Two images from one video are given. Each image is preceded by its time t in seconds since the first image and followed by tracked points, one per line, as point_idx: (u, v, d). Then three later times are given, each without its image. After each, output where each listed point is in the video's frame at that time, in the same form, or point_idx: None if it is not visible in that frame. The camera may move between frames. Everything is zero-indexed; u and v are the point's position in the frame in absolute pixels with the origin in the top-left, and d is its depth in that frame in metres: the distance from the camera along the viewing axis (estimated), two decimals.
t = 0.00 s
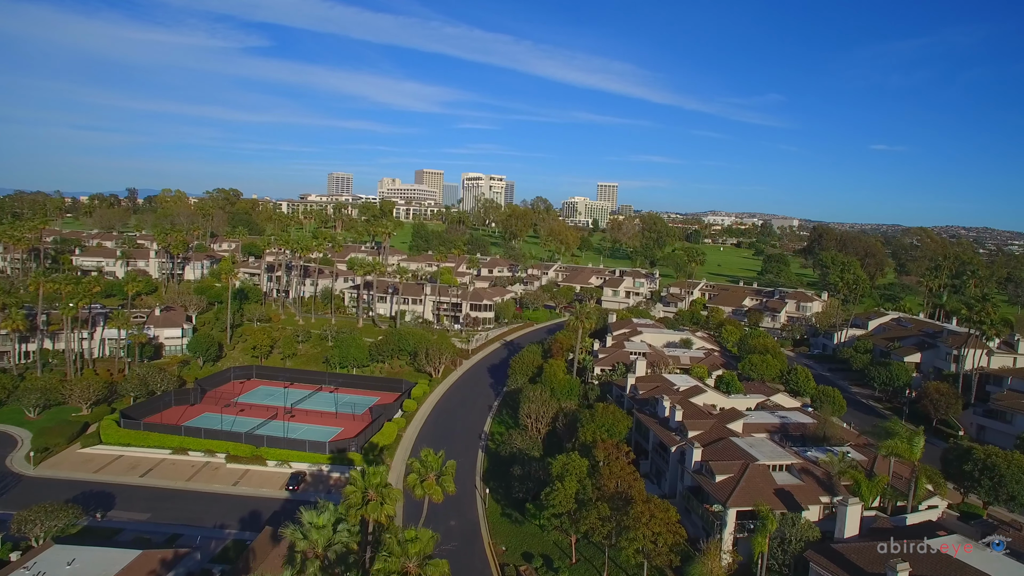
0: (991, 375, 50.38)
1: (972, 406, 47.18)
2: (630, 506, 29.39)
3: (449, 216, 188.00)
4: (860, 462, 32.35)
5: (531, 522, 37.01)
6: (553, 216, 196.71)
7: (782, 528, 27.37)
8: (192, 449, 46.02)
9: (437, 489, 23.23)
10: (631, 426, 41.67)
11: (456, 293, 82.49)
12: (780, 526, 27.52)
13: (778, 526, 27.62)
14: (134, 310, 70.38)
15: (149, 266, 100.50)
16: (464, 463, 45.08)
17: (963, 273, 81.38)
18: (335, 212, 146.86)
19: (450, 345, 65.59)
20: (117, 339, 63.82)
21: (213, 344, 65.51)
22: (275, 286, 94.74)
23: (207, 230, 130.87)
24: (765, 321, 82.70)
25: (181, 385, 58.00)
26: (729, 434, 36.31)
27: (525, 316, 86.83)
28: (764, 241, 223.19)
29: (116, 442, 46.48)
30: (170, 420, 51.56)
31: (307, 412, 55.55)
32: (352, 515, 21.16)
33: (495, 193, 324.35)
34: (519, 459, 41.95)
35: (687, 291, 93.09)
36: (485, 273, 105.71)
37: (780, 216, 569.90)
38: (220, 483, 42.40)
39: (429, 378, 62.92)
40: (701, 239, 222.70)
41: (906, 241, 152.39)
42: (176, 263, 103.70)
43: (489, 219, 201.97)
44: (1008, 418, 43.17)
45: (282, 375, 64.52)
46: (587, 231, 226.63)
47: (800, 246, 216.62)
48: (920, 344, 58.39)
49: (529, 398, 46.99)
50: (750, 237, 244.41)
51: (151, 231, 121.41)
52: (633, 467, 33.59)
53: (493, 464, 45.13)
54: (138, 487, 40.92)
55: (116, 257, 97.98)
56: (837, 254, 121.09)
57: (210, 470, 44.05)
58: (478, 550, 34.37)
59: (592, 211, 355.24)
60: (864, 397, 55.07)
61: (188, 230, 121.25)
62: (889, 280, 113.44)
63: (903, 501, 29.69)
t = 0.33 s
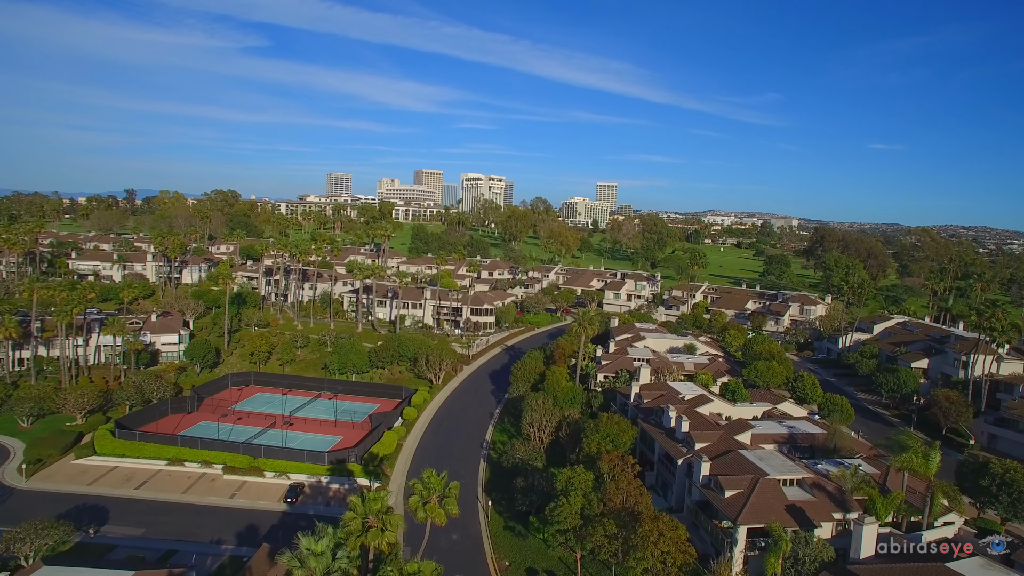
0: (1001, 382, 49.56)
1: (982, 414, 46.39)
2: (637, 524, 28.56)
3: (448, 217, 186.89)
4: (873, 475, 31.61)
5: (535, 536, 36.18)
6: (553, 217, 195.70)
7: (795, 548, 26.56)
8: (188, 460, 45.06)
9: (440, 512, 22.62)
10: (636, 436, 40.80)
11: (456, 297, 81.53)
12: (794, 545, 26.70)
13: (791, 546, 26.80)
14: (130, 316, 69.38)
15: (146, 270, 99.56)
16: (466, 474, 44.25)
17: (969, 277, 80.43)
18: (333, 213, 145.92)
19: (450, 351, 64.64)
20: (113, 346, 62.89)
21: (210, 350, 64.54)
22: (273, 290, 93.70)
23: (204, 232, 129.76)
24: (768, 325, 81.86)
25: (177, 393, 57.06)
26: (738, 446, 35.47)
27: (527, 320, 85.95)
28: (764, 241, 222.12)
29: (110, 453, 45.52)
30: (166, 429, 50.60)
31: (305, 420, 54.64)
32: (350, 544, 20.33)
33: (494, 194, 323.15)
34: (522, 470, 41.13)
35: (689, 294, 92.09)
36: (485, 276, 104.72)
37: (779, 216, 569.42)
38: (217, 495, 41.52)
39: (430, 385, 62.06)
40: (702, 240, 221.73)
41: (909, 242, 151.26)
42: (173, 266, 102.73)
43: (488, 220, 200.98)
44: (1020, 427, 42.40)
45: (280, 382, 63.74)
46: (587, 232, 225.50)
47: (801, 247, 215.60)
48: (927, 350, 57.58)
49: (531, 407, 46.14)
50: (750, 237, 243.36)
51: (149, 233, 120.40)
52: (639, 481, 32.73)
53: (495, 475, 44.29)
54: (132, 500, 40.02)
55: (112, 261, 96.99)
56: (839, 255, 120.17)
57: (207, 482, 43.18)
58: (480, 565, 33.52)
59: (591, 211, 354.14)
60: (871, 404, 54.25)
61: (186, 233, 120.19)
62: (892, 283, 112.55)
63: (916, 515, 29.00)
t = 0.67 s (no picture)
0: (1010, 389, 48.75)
1: (992, 423, 45.59)
2: (644, 542, 27.75)
3: (448, 218, 185.94)
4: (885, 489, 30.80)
5: (538, 551, 35.32)
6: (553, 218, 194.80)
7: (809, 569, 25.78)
8: (184, 471, 44.23)
9: (441, 536, 22.08)
10: (641, 447, 39.95)
11: (457, 302, 80.65)
12: (807, 566, 25.94)
13: (805, 566, 26.01)
14: (126, 322, 68.46)
15: (143, 274, 98.80)
16: (467, 486, 43.38)
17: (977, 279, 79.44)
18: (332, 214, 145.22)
19: (451, 357, 63.78)
20: (108, 353, 62.05)
21: (207, 356, 63.63)
22: (271, 294, 92.87)
23: (202, 235, 128.83)
24: (772, 328, 81.10)
25: (173, 401, 56.23)
26: (746, 459, 34.66)
27: (528, 324, 85.18)
28: (765, 240, 221.22)
29: (104, 464, 44.68)
30: (161, 439, 49.72)
31: (303, 429, 53.75)
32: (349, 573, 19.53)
33: (494, 194, 321.75)
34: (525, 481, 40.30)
35: (691, 297, 91.37)
36: (486, 279, 103.84)
37: (779, 216, 568.20)
38: (214, 507, 40.68)
39: (430, 392, 61.20)
40: (702, 240, 220.86)
41: (912, 242, 150.33)
42: (171, 270, 101.93)
43: (488, 221, 200.17)
44: None
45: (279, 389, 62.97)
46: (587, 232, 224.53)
47: (801, 247, 214.75)
48: (935, 355, 56.77)
49: (533, 416, 45.32)
50: (750, 237, 242.52)
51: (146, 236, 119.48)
52: (645, 496, 31.95)
53: (497, 485, 43.44)
54: (126, 514, 39.17)
55: (109, 265, 96.20)
56: (842, 257, 119.29)
57: (203, 494, 42.34)
58: None
59: (591, 211, 353.20)
60: (878, 410, 53.47)
61: (184, 236, 119.37)
62: (895, 285, 111.69)
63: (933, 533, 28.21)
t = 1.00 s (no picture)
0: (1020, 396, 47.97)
1: (1003, 431, 44.79)
2: (651, 560, 26.96)
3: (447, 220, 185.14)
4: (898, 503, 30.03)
5: (541, 565, 34.52)
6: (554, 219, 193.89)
7: None
8: (180, 482, 43.39)
9: (443, 562, 21.79)
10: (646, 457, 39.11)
11: (457, 306, 79.77)
12: None
13: None
14: (123, 328, 67.61)
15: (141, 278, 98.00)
16: (469, 496, 42.53)
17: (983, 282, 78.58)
18: (331, 215, 144.38)
19: (452, 363, 62.92)
20: (104, 360, 61.23)
21: (204, 363, 62.76)
22: (270, 298, 92.13)
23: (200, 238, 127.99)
24: (775, 332, 80.32)
25: (170, 409, 55.38)
26: (755, 472, 33.84)
27: (529, 328, 84.41)
28: (765, 240, 220.33)
29: (99, 475, 43.85)
30: (157, 449, 48.84)
31: (302, 438, 52.89)
32: None
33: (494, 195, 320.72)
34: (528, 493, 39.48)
35: (694, 300, 90.62)
36: (486, 281, 102.98)
37: (779, 216, 567.37)
38: (211, 520, 39.86)
39: (431, 398, 60.35)
40: (702, 240, 220.06)
41: (914, 243, 149.59)
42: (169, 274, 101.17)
43: (488, 222, 199.37)
44: None
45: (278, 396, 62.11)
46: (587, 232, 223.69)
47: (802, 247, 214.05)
48: (942, 360, 55.98)
49: (535, 424, 44.53)
50: (750, 237, 241.79)
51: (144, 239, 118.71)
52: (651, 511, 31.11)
53: (500, 496, 42.64)
54: (121, 527, 38.37)
55: (107, 269, 95.43)
56: (845, 259, 118.48)
57: (200, 506, 41.51)
58: None
59: (590, 212, 352.28)
60: (885, 417, 52.66)
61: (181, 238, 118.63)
62: (898, 287, 110.90)
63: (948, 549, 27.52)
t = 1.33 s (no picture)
0: None
1: (1013, 439, 43.97)
2: None
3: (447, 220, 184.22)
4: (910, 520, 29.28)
5: None
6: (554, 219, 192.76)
7: None
8: (176, 494, 42.54)
9: None
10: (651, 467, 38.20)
11: (458, 309, 78.88)
12: None
13: None
14: (118, 333, 66.75)
15: (138, 281, 97.13)
16: (470, 507, 41.72)
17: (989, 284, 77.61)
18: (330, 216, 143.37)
19: (452, 368, 62.03)
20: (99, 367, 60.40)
21: (201, 369, 61.91)
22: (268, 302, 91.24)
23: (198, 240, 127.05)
24: (779, 335, 79.46)
25: (166, 417, 54.54)
26: (763, 485, 33.04)
27: (529, 331, 83.49)
28: (766, 240, 219.15)
29: (92, 486, 42.99)
30: (152, 459, 47.93)
31: (300, 446, 51.99)
32: None
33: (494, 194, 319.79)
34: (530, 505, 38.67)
35: (696, 303, 89.77)
36: (486, 284, 102.01)
37: (779, 215, 566.47)
38: (207, 533, 39.05)
39: (431, 405, 59.47)
40: (703, 240, 218.90)
41: (917, 242, 148.65)
42: (166, 277, 100.28)
43: (488, 222, 198.33)
44: None
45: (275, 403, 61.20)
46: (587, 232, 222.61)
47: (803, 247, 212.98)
48: (950, 365, 55.14)
49: (537, 433, 43.72)
50: (750, 237, 240.87)
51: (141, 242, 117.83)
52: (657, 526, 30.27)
53: (501, 507, 41.84)
54: (115, 541, 37.57)
55: (104, 272, 94.59)
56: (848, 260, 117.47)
57: (196, 518, 40.68)
58: None
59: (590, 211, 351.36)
60: (892, 423, 51.77)
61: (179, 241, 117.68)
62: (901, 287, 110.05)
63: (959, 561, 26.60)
